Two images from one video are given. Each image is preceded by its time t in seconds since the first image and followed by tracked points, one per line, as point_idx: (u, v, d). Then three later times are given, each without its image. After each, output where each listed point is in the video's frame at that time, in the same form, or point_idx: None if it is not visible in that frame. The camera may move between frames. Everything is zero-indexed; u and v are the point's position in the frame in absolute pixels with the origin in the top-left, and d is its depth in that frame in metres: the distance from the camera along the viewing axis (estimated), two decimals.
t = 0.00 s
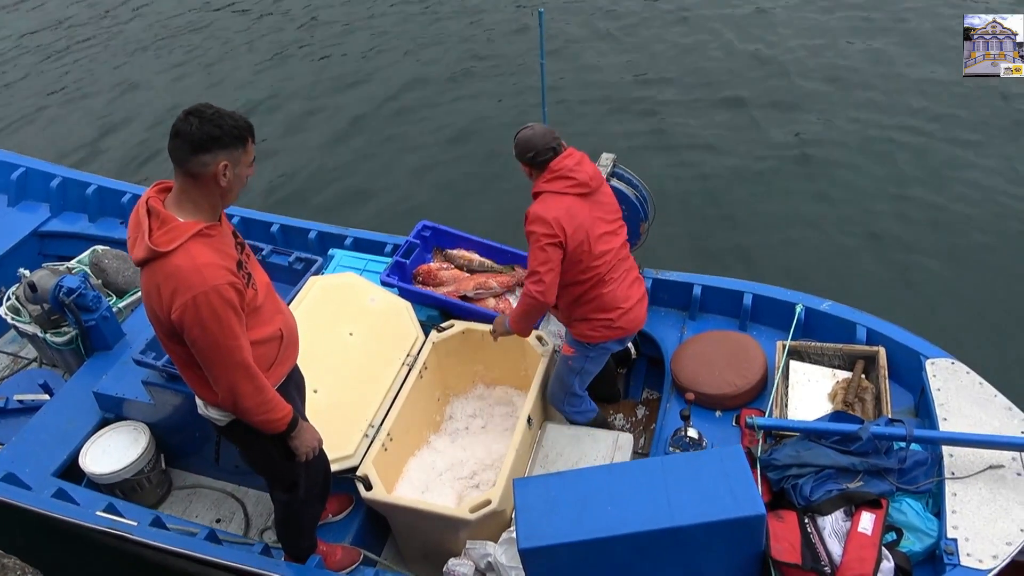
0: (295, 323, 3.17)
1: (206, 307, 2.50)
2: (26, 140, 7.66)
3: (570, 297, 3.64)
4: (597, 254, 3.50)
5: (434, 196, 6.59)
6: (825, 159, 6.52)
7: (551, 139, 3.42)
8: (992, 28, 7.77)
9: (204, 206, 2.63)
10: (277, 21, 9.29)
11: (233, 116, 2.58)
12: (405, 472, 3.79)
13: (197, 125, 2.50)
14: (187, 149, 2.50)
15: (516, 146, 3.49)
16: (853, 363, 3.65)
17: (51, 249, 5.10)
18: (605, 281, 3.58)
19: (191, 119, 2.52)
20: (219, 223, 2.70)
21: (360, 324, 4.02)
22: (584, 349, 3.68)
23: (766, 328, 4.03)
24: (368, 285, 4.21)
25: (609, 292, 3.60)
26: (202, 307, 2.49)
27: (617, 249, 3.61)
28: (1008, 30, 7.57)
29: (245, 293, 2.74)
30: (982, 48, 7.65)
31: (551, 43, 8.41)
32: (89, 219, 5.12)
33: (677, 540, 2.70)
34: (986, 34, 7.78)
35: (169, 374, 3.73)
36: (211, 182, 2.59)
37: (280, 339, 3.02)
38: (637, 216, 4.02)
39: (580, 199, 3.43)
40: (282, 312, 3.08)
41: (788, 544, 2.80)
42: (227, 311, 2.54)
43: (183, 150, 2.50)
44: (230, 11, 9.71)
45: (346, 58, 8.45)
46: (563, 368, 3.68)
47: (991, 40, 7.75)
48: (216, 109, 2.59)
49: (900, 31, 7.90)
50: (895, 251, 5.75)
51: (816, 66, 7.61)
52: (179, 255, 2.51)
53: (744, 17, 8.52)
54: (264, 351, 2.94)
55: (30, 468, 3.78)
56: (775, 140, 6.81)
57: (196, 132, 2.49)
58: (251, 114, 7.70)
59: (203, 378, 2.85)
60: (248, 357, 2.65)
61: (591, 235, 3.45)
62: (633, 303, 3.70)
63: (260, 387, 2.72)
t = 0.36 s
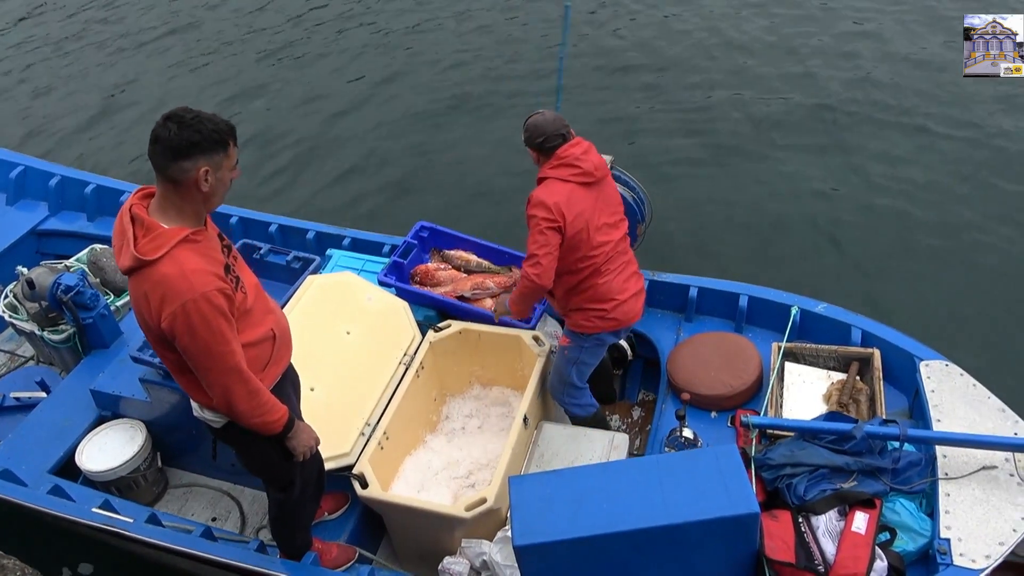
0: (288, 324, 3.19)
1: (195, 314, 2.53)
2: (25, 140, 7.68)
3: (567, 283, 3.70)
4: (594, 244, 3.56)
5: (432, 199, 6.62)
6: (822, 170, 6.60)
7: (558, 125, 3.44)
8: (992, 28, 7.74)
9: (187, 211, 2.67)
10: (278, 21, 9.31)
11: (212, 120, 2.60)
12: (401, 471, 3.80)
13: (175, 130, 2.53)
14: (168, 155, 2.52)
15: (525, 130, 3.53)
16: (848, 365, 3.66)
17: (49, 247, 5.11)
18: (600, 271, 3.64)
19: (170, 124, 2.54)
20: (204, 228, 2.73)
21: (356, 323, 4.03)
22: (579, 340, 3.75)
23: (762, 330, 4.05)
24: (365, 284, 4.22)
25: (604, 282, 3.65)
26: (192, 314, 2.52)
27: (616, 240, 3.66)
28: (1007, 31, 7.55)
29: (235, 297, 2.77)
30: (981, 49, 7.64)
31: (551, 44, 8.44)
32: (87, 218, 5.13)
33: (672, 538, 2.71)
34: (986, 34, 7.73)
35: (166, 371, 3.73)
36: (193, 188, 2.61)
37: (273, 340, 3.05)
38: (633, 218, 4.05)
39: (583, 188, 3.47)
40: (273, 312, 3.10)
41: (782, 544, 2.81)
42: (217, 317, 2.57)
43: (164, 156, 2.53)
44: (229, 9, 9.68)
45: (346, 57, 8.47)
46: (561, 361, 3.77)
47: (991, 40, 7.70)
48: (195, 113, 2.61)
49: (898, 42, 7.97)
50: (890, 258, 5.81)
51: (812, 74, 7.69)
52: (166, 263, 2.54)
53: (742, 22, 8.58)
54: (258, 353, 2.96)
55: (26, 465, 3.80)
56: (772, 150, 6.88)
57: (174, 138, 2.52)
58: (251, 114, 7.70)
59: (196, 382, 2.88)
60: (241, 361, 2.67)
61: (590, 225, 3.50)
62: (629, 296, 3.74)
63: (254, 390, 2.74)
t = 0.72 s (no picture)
0: (280, 328, 3.20)
1: (186, 324, 2.53)
2: (25, 137, 7.70)
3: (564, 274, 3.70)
4: (593, 240, 3.55)
5: (431, 196, 6.62)
6: (824, 166, 6.55)
7: (563, 118, 3.36)
8: (992, 28, 7.56)
9: (178, 221, 2.65)
10: (277, 14, 9.27)
11: (204, 129, 2.61)
12: (398, 471, 3.81)
13: (170, 139, 2.54)
14: (162, 164, 2.53)
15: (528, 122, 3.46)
16: (844, 364, 3.66)
17: (48, 246, 5.11)
18: (598, 265, 3.62)
19: (163, 134, 2.55)
20: (195, 237, 2.73)
21: (352, 323, 4.04)
22: (576, 330, 3.75)
23: (758, 328, 4.04)
24: (360, 283, 4.22)
25: (603, 276, 3.65)
26: (183, 324, 2.52)
27: (615, 234, 3.64)
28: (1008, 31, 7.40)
29: (225, 305, 2.77)
30: (980, 50, 7.45)
31: (552, 37, 8.40)
32: (85, 216, 5.13)
33: (664, 542, 2.71)
34: (986, 34, 7.55)
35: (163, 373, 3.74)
36: (188, 195, 2.62)
37: (265, 345, 3.05)
38: (630, 216, 4.03)
39: (585, 185, 3.44)
40: (265, 317, 3.11)
41: (774, 547, 2.81)
42: (208, 327, 2.57)
43: (158, 165, 2.53)
44: (229, 4, 9.61)
45: (345, 51, 8.44)
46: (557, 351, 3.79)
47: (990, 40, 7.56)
48: (187, 122, 2.62)
49: (905, 35, 7.84)
50: (888, 257, 5.81)
51: (815, 65, 7.63)
52: (157, 273, 2.54)
53: (744, 14, 8.51)
54: (250, 358, 2.97)
55: (24, 465, 3.82)
56: (773, 144, 6.83)
57: (169, 147, 2.53)
58: (250, 112, 7.67)
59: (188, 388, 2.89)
60: (233, 369, 2.68)
61: (590, 221, 3.49)
62: (624, 289, 3.73)
63: (246, 397, 2.74)
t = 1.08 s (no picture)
0: (276, 331, 3.19)
1: (179, 328, 2.51)
2: (23, 133, 7.70)
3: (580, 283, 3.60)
4: (612, 237, 3.51)
5: (430, 195, 6.62)
6: (825, 159, 6.51)
7: (555, 126, 3.32)
8: (992, 28, 7.54)
9: (173, 225, 2.62)
10: (277, 10, 9.24)
11: (204, 136, 2.58)
12: (394, 471, 3.81)
13: (167, 144, 2.51)
14: (159, 168, 2.50)
15: (519, 138, 3.36)
16: (840, 360, 3.64)
17: (45, 246, 5.12)
18: (616, 263, 3.59)
19: (162, 138, 2.52)
20: (190, 241, 2.70)
21: (348, 323, 4.04)
22: (594, 335, 3.68)
23: (755, 324, 4.02)
24: (355, 283, 4.22)
25: (621, 274, 3.62)
26: (176, 327, 2.50)
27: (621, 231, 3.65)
28: (1008, 31, 7.36)
29: (220, 308, 2.75)
30: (980, 49, 7.43)
31: (552, 30, 8.35)
32: (82, 216, 5.13)
33: (656, 546, 2.71)
34: (986, 34, 7.55)
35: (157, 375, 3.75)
36: (182, 201, 2.57)
37: (261, 348, 3.04)
38: (624, 212, 3.98)
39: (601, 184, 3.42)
40: (260, 320, 3.10)
41: (767, 549, 2.81)
42: (201, 330, 2.55)
43: (155, 168, 2.50)
44: None
45: (344, 48, 8.41)
46: (574, 357, 3.70)
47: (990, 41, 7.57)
48: (187, 128, 2.59)
49: (908, 30, 7.76)
50: (888, 251, 5.77)
51: (815, 57, 7.58)
52: (150, 277, 2.52)
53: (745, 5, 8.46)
54: (245, 361, 2.95)
55: (23, 469, 3.85)
56: (772, 134, 6.80)
57: (167, 151, 2.50)
58: (248, 109, 7.65)
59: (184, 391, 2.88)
60: (228, 371, 2.66)
61: (610, 218, 3.46)
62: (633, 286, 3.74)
63: (241, 399, 2.73)
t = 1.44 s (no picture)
0: (270, 331, 3.18)
1: (164, 327, 2.50)
2: (21, 129, 7.69)
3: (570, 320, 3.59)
4: (586, 277, 3.43)
5: (428, 192, 6.61)
6: (824, 155, 6.48)
7: (498, 199, 3.18)
8: (992, 28, 7.51)
9: (165, 225, 2.60)
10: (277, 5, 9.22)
11: (203, 140, 2.55)
12: (390, 470, 3.81)
13: (164, 143, 2.50)
14: (151, 166, 2.49)
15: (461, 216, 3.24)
16: (837, 357, 3.62)
17: (42, 244, 5.12)
18: (601, 292, 3.51)
19: (160, 136, 2.51)
20: (184, 240, 2.68)
21: (343, 321, 4.03)
22: (584, 352, 3.67)
23: (751, 320, 4.00)
24: (351, 281, 4.22)
25: (611, 301, 3.54)
26: (161, 326, 2.50)
27: (602, 258, 3.53)
28: (1008, 31, 7.36)
29: (210, 308, 2.74)
30: (979, 49, 7.33)
31: (553, 26, 8.32)
32: (79, 213, 5.13)
33: (649, 546, 2.71)
34: (986, 34, 7.52)
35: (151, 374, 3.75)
36: (172, 203, 2.55)
37: (253, 348, 3.03)
38: (620, 207, 3.95)
39: (556, 236, 3.31)
40: (255, 320, 3.09)
41: (761, 548, 2.79)
42: (186, 330, 2.54)
43: (148, 166, 2.49)
44: None
45: (344, 44, 8.39)
46: (560, 369, 3.70)
47: (991, 40, 7.53)
48: (187, 129, 2.58)
49: (910, 27, 7.68)
50: (887, 248, 5.74)
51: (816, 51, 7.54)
52: (139, 274, 2.51)
53: None
54: (236, 360, 2.95)
55: (21, 467, 3.86)
56: (773, 130, 6.77)
57: (161, 151, 2.48)
58: (247, 106, 7.63)
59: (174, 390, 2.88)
60: (213, 372, 2.65)
61: (578, 263, 3.37)
62: (632, 302, 3.65)
63: (226, 400, 2.72)
